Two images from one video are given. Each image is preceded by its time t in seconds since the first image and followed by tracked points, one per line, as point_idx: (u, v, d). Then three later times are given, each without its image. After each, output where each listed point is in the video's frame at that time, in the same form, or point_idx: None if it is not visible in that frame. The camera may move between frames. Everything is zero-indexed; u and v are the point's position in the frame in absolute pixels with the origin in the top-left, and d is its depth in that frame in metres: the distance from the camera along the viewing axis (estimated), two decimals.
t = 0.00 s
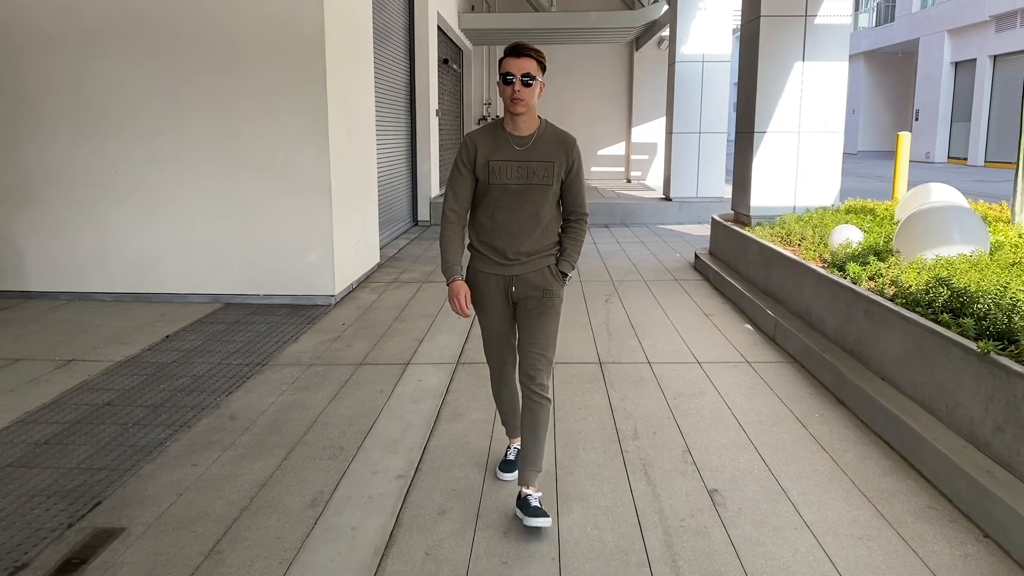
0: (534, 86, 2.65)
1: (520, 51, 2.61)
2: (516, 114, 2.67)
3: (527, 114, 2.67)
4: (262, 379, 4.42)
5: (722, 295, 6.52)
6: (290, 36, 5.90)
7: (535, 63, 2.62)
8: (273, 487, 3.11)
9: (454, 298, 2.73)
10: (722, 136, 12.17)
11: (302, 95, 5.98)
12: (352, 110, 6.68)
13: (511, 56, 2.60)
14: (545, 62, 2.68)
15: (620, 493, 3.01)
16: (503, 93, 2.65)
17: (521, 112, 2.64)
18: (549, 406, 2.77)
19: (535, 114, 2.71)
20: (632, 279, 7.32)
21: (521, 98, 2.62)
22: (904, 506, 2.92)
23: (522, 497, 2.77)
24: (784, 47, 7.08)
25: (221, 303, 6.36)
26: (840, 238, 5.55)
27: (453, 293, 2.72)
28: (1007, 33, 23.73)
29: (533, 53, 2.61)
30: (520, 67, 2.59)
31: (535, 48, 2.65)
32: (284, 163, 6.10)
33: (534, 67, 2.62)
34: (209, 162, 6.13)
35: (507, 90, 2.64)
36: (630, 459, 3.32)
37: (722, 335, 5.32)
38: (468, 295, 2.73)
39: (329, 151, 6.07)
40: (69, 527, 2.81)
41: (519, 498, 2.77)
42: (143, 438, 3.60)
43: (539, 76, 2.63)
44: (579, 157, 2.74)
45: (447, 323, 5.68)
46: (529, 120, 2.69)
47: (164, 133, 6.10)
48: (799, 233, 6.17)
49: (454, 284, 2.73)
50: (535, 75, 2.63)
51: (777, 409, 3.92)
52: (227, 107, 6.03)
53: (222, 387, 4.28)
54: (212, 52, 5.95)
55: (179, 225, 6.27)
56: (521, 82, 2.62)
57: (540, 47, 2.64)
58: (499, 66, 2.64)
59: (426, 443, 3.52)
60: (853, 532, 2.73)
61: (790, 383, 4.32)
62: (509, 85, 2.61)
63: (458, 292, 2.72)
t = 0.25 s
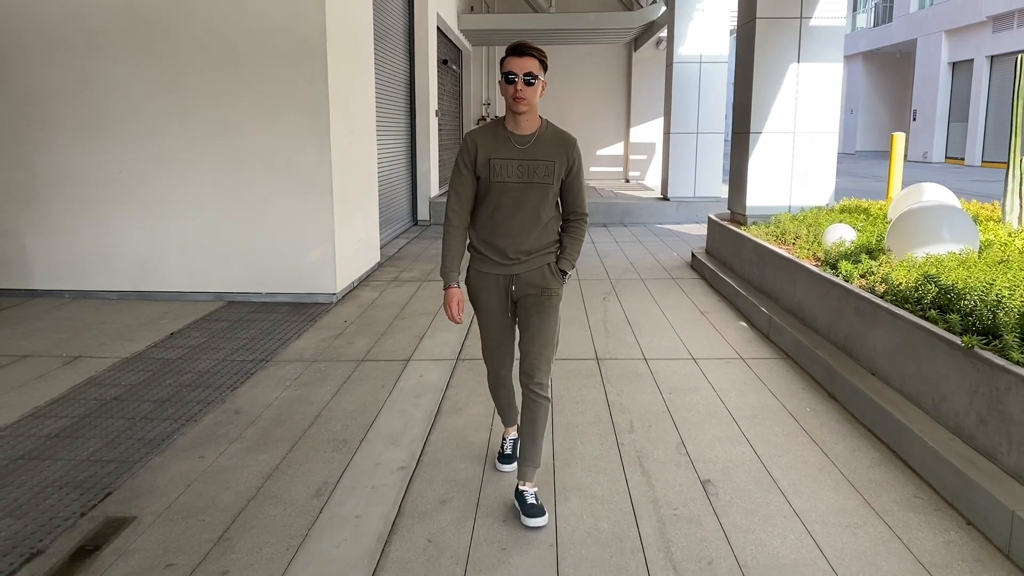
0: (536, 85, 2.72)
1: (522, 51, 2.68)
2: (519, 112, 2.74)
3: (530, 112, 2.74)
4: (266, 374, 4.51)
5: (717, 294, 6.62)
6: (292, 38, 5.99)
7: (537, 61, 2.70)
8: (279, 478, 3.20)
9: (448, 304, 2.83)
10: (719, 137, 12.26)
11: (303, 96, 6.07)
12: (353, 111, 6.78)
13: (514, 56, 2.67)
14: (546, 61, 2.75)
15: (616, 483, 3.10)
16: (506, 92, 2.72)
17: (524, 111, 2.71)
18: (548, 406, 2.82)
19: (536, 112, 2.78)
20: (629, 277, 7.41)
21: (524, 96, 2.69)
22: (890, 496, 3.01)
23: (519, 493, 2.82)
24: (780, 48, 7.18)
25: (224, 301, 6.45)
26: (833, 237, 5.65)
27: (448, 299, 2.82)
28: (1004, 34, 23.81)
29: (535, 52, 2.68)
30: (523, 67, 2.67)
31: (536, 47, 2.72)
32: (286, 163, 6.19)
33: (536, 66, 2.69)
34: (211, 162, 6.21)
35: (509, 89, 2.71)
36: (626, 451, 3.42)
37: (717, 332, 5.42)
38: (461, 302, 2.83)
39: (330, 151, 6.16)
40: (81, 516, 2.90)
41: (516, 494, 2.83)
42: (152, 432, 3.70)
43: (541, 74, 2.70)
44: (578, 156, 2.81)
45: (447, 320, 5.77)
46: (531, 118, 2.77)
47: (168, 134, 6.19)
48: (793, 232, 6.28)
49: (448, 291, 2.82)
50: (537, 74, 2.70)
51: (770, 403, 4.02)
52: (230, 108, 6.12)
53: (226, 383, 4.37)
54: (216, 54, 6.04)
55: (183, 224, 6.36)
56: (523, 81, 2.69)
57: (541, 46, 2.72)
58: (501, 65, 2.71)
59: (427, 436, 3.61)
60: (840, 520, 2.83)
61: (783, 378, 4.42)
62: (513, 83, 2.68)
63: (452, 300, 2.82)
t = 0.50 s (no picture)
0: (536, 82, 2.76)
1: (523, 48, 2.72)
2: (518, 109, 2.77)
3: (529, 109, 2.77)
4: (270, 370, 4.60)
5: (713, 291, 6.72)
6: (295, 39, 6.07)
7: (537, 58, 2.75)
8: (284, 468, 3.29)
9: (446, 303, 2.92)
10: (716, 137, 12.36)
11: (305, 96, 6.16)
12: (354, 111, 6.86)
13: (514, 52, 2.71)
14: (545, 59, 2.81)
15: (612, 473, 3.19)
16: (506, 89, 2.76)
17: (524, 107, 2.74)
18: (547, 399, 2.92)
19: (535, 110, 2.81)
20: (626, 276, 7.51)
21: (525, 92, 2.73)
22: (878, 485, 3.11)
23: (517, 483, 2.91)
24: (775, 50, 7.27)
25: (226, 298, 6.54)
26: (827, 235, 5.74)
27: (446, 298, 2.90)
28: (1001, 35, 23.91)
29: (535, 49, 2.74)
30: (524, 63, 2.71)
31: (536, 46, 2.78)
32: (288, 163, 6.28)
33: (536, 62, 2.73)
34: (214, 161, 6.30)
35: (509, 85, 2.75)
36: (621, 443, 3.51)
37: (712, 329, 5.51)
38: (460, 301, 2.91)
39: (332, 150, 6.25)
40: (92, 505, 2.99)
41: (515, 483, 2.92)
42: (158, 424, 3.79)
43: (540, 71, 2.75)
44: (578, 151, 2.84)
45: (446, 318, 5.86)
46: (530, 115, 2.80)
47: (172, 134, 6.27)
48: (788, 229, 6.38)
49: (446, 290, 2.90)
50: (537, 70, 2.75)
51: (763, 397, 4.11)
52: (233, 108, 6.20)
53: (231, 377, 4.46)
54: (219, 55, 6.12)
55: (186, 223, 6.44)
56: (524, 78, 2.73)
57: (541, 44, 2.77)
58: (502, 62, 2.76)
59: (428, 429, 3.71)
60: (828, 507, 2.92)
61: (776, 373, 4.51)
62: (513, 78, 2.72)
63: (450, 299, 2.90)
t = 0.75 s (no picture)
0: (533, 80, 2.81)
1: (520, 47, 2.77)
2: (516, 107, 2.82)
3: (526, 107, 2.82)
4: (273, 365, 4.69)
5: (709, 288, 6.82)
6: (297, 40, 6.16)
7: (534, 58, 2.79)
8: (288, 459, 3.38)
9: (446, 300, 3.01)
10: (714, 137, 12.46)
11: (307, 96, 6.25)
12: (356, 112, 6.95)
13: (511, 51, 2.75)
14: (542, 58, 2.85)
15: (607, 463, 3.29)
16: (503, 87, 2.81)
17: (522, 105, 2.79)
18: (545, 392, 3.00)
19: (532, 108, 2.86)
20: (624, 274, 7.61)
21: (522, 90, 2.78)
22: (865, 474, 3.20)
23: (516, 471, 3.00)
24: (771, 50, 7.37)
25: (229, 296, 6.63)
26: (820, 233, 5.83)
27: (446, 295, 2.99)
28: (997, 35, 24.02)
29: (532, 49, 2.78)
30: (521, 62, 2.76)
31: (533, 45, 2.82)
32: (290, 162, 6.37)
33: (533, 61, 2.78)
34: (217, 160, 6.39)
35: (507, 84, 2.80)
36: (617, 434, 3.60)
37: (707, 325, 5.61)
38: (460, 298, 3.00)
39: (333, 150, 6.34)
40: (103, 493, 3.08)
41: (513, 472, 3.02)
42: (165, 417, 3.88)
43: (537, 70, 2.80)
44: (575, 149, 2.88)
45: (446, 315, 5.95)
46: (527, 113, 2.85)
47: (175, 134, 6.36)
48: (782, 228, 6.48)
49: (446, 287, 2.98)
50: (534, 69, 2.79)
51: (756, 391, 4.20)
52: (236, 108, 6.29)
53: (235, 372, 4.55)
54: (222, 56, 6.21)
55: (189, 222, 6.53)
56: (521, 77, 2.78)
57: (538, 43, 2.82)
58: (499, 61, 2.80)
59: (429, 421, 3.80)
60: (816, 495, 3.02)
61: (769, 367, 4.61)
62: (511, 77, 2.76)
63: (450, 295, 2.99)
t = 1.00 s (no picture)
0: (528, 80, 2.82)
1: (515, 48, 2.78)
2: (512, 108, 2.84)
3: (523, 107, 2.84)
4: (277, 360, 4.77)
5: (706, 286, 6.92)
6: (299, 41, 6.25)
7: (529, 58, 2.81)
8: (293, 451, 3.46)
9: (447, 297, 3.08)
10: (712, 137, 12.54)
11: (309, 96, 6.33)
12: (357, 112, 7.04)
13: (507, 52, 2.77)
14: (537, 58, 2.86)
15: (604, 455, 3.37)
16: (500, 88, 2.82)
17: (518, 106, 2.81)
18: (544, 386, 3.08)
19: (529, 108, 2.88)
20: (622, 272, 7.70)
21: (519, 91, 2.79)
22: (855, 465, 3.29)
23: (514, 462, 3.09)
24: (767, 51, 7.44)
25: (232, 294, 6.72)
26: (815, 232, 5.92)
27: (447, 292, 3.06)
28: (995, 36, 24.11)
29: (527, 49, 2.79)
30: (517, 63, 2.77)
31: (527, 45, 2.83)
32: (292, 162, 6.46)
33: (528, 61, 2.79)
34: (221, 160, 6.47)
35: (503, 85, 2.81)
36: (614, 427, 3.69)
37: (704, 322, 5.70)
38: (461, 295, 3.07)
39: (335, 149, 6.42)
40: (114, 484, 3.16)
41: (512, 463, 3.10)
42: (172, 411, 3.96)
43: (533, 70, 2.81)
44: (573, 148, 2.90)
45: (446, 312, 6.04)
46: (524, 113, 2.86)
47: (179, 133, 6.44)
48: (778, 226, 6.57)
49: (446, 284, 3.06)
50: (530, 69, 2.80)
51: (750, 385, 4.29)
52: (239, 108, 6.38)
53: (239, 368, 4.64)
54: (225, 56, 6.30)
55: (192, 220, 6.62)
56: (517, 77, 2.79)
57: (533, 43, 2.83)
58: (495, 62, 2.81)
59: (430, 415, 3.88)
60: (807, 485, 3.11)
61: (763, 363, 4.69)
62: (507, 78, 2.78)
63: (451, 291, 3.06)
